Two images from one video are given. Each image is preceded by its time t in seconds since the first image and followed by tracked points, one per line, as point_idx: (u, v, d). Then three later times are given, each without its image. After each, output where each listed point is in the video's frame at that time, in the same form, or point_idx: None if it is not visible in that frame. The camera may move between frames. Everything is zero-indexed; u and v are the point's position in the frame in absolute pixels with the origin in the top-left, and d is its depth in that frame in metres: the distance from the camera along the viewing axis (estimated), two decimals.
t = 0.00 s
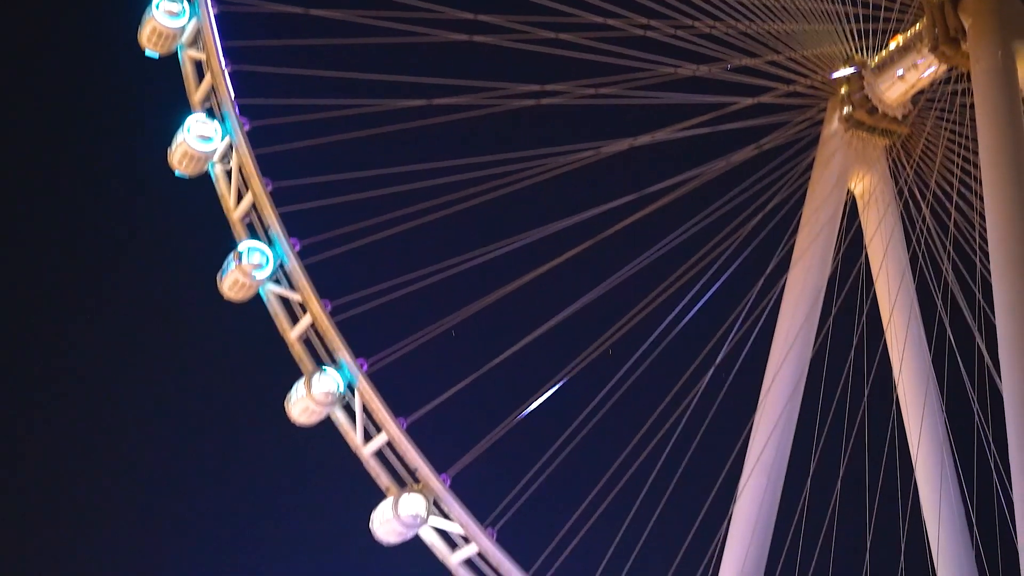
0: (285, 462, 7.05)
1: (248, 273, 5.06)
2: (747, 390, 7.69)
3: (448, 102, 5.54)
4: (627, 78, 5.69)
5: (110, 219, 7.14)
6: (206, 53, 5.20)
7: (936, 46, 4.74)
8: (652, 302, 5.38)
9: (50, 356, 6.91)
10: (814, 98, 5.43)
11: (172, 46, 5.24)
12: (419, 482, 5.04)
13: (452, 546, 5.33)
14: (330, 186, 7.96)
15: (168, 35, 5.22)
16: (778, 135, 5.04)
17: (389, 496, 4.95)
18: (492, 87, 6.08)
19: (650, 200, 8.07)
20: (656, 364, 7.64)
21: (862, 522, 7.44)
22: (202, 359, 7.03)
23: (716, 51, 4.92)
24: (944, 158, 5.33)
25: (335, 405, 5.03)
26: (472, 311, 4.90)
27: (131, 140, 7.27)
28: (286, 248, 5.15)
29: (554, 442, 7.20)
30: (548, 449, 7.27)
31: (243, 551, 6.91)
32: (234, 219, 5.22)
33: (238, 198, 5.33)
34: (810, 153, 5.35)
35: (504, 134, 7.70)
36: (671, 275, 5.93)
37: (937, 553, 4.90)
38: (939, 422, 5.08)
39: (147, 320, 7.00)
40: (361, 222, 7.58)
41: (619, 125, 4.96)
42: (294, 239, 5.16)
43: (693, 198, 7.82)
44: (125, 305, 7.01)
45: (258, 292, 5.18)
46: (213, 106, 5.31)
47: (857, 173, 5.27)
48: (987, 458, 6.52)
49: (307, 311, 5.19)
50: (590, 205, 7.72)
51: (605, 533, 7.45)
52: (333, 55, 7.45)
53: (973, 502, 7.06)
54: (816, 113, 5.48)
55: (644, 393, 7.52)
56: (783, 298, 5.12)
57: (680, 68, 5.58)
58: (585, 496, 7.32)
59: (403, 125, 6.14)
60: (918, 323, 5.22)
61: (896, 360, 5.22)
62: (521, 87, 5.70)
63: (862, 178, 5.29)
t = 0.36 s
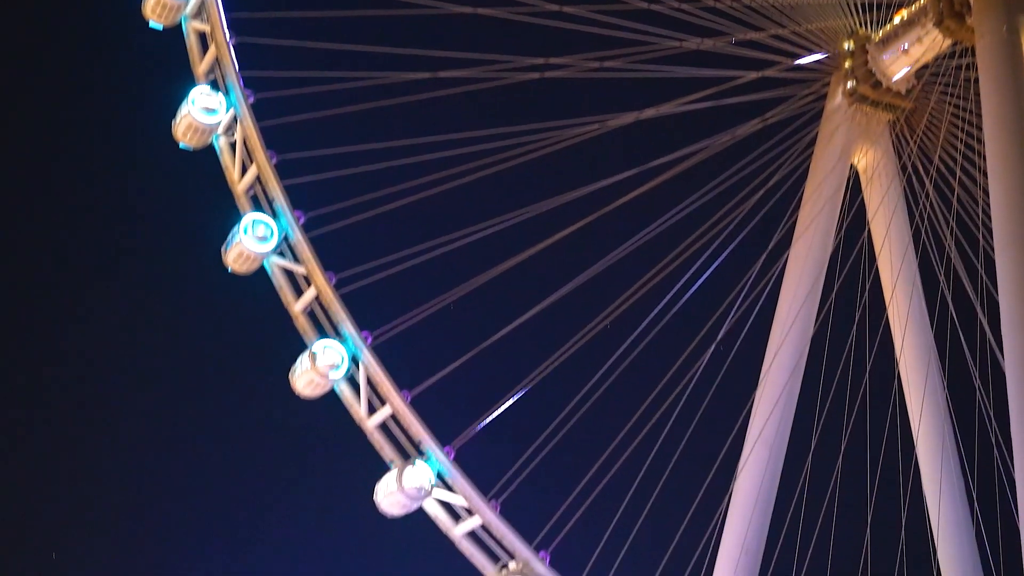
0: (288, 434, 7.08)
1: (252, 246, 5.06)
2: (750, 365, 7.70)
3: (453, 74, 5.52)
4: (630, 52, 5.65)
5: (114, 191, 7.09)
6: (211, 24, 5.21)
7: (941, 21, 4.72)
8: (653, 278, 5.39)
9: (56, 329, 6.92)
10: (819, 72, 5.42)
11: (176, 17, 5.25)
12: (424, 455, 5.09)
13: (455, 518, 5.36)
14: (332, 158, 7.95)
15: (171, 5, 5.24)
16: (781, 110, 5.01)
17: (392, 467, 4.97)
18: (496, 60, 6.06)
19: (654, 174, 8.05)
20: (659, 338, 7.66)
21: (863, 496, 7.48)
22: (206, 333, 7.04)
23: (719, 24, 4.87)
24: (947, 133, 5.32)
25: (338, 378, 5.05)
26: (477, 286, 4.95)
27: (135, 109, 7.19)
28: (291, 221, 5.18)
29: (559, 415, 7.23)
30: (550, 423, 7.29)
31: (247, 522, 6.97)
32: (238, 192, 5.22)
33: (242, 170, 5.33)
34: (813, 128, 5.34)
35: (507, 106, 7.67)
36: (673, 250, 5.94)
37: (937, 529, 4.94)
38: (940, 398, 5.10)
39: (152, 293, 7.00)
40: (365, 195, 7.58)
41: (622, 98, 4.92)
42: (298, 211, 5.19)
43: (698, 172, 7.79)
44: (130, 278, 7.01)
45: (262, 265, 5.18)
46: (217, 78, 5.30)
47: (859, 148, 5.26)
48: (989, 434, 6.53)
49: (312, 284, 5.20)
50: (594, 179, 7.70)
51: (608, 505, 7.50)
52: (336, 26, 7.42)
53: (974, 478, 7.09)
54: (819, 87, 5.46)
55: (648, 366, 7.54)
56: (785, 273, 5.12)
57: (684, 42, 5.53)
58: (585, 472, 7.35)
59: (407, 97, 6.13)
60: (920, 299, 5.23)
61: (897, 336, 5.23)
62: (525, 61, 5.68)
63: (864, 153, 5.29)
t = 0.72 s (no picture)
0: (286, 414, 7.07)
1: (252, 225, 5.10)
2: (747, 347, 7.70)
3: (450, 53, 5.53)
4: (629, 31, 5.62)
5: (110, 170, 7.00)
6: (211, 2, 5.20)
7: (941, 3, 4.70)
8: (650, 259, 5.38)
9: (46, 313, 6.59)
10: (818, 53, 5.40)
11: None
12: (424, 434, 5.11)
13: (453, 497, 5.38)
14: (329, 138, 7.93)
15: None
16: (780, 91, 5.00)
17: (392, 447, 5.00)
18: (494, 38, 6.06)
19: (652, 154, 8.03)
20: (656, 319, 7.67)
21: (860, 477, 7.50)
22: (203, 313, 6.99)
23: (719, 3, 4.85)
24: (946, 114, 5.31)
25: (338, 357, 5.08)
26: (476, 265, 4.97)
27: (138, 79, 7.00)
28: (291, 201, 5.14)
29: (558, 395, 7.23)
30: (548, 403, 7.30)
31: (251, 507, 6.67)
32: (238, 171, 5.23)
33: (242, 149, 5.34)
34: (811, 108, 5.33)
35: (506, 86, 7.65)
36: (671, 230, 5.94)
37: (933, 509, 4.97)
38: (937, 379, 5.11)
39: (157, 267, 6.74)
40: (364, 175, 7.57)
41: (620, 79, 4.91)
42: (297, 190, 5.14)
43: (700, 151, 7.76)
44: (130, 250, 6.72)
45: (262, 244, 5.21)
46: (217, 57, 5.30)
47: (858, 129, 5.25)
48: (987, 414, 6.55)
49: (311, 263, 5.20)
50: (594, 159, 7.69)
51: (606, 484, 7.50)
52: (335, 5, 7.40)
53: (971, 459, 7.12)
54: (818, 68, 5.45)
55: (645, 347, 7.56)
56: (783, 255, 5.12)
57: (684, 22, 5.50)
58: (583, 452, 7.36)
59: (405, 75, 6.12)
60: (918, 280, 5.23)
61: (895, 317, 5.25)
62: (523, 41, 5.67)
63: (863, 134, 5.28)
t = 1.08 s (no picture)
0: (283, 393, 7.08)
1: (249, 204, 5.07)
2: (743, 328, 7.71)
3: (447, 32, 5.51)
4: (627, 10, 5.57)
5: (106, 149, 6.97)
6: None
7: None
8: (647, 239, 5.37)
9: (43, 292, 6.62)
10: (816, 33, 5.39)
11: None
12: (421, 413, 5.12)
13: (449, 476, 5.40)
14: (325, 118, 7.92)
15: None
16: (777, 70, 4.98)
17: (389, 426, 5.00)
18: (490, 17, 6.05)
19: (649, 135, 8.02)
20: (651, 299, 7.70)
21: (854, 457, 7.54)
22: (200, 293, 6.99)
23: None
24: (942, 94, 5.31)
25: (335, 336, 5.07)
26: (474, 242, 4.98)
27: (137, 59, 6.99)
28: (288, 179, 5.14)
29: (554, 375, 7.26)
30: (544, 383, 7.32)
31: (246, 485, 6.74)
32: (235, 150, 5.21)
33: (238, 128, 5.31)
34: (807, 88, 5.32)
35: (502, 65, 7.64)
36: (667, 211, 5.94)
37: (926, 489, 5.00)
38: (932, 359, 5.11)
39: (154, 246, 6.76)
40: (360, 155, 7.56)
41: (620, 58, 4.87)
42: (294, 168, 5.15)
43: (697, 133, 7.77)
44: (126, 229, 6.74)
45: (259, 223, 5.19)
46: (214, 35, 5.28)
47: (853, 110, 5.25)
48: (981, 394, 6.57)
49: (308, 243, 5.20)
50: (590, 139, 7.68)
51: (603, 464, 7.53)
52: None
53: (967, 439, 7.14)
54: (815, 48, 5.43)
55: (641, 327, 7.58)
56: (778, 235, 5.12)
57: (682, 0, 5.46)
58: (579, 432, 7.39)
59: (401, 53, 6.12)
60: (913, 260, 5.23)
61: (890, 297, 5.25)
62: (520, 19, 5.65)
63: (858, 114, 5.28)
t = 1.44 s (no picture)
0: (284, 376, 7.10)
1: (249, 187, 5.07)
2: (741, 313, 7.74)
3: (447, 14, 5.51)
4: None
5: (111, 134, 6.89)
6: None
7: None
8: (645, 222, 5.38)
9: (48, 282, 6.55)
10: (817, 17, 5.40)
11: None
12: (420, 396, 5.13)
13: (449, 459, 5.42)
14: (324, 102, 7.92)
15: None
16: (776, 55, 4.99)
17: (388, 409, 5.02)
18: None
19: (649, 120, 8.01)
20: (650, 284, 7.72)
21: (852, 442, 7.57)
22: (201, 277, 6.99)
23: None
24: (942, 79, 5.31)
25: (333, 319, 5.08)
26: (471, 228, 5.02)
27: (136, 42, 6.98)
28: (287, 162, 5.15)
29: (554, 359, 7.28)
30: (544, 366, 7.35)
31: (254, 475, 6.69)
32: (234, 133, 5.20)
33: (237, 111, 5.31)
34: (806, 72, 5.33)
35: (503, 48, 7.63)
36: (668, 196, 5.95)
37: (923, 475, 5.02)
38: (929, 346, 5.12)
39: (154, 230, 6.78)
40: (360, 138, 7.57)
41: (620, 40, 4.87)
42: (294, 151, 5.16)
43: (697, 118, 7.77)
44: (126, 213, 6.76)
45: (258, 206, 5.19)
46: (214, 18, 5.27)
47: (852, 94, 5.25)
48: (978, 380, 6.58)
49: (308, 226, 5.20)
50: (590, 123, 7.68)
51: (602, 448, 7.56)
52: None
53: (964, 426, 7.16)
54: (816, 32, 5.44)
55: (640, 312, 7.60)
56: (776, 220, 5.13)
57: None
58: (579, 416, 7.42)
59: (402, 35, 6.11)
60: (911, 245, 5.24)
61: (887, 283, 5.26)
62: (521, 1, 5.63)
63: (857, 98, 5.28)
